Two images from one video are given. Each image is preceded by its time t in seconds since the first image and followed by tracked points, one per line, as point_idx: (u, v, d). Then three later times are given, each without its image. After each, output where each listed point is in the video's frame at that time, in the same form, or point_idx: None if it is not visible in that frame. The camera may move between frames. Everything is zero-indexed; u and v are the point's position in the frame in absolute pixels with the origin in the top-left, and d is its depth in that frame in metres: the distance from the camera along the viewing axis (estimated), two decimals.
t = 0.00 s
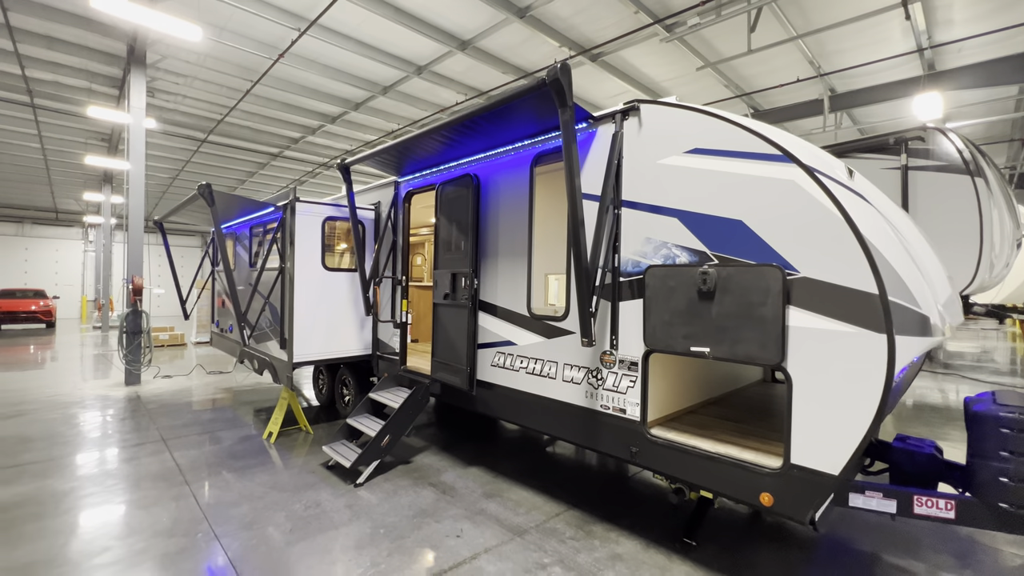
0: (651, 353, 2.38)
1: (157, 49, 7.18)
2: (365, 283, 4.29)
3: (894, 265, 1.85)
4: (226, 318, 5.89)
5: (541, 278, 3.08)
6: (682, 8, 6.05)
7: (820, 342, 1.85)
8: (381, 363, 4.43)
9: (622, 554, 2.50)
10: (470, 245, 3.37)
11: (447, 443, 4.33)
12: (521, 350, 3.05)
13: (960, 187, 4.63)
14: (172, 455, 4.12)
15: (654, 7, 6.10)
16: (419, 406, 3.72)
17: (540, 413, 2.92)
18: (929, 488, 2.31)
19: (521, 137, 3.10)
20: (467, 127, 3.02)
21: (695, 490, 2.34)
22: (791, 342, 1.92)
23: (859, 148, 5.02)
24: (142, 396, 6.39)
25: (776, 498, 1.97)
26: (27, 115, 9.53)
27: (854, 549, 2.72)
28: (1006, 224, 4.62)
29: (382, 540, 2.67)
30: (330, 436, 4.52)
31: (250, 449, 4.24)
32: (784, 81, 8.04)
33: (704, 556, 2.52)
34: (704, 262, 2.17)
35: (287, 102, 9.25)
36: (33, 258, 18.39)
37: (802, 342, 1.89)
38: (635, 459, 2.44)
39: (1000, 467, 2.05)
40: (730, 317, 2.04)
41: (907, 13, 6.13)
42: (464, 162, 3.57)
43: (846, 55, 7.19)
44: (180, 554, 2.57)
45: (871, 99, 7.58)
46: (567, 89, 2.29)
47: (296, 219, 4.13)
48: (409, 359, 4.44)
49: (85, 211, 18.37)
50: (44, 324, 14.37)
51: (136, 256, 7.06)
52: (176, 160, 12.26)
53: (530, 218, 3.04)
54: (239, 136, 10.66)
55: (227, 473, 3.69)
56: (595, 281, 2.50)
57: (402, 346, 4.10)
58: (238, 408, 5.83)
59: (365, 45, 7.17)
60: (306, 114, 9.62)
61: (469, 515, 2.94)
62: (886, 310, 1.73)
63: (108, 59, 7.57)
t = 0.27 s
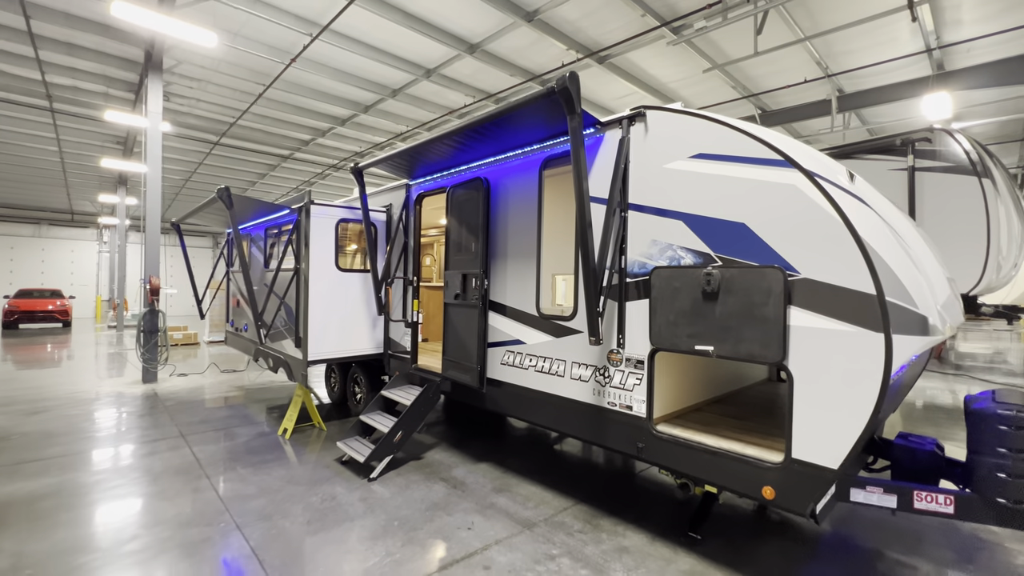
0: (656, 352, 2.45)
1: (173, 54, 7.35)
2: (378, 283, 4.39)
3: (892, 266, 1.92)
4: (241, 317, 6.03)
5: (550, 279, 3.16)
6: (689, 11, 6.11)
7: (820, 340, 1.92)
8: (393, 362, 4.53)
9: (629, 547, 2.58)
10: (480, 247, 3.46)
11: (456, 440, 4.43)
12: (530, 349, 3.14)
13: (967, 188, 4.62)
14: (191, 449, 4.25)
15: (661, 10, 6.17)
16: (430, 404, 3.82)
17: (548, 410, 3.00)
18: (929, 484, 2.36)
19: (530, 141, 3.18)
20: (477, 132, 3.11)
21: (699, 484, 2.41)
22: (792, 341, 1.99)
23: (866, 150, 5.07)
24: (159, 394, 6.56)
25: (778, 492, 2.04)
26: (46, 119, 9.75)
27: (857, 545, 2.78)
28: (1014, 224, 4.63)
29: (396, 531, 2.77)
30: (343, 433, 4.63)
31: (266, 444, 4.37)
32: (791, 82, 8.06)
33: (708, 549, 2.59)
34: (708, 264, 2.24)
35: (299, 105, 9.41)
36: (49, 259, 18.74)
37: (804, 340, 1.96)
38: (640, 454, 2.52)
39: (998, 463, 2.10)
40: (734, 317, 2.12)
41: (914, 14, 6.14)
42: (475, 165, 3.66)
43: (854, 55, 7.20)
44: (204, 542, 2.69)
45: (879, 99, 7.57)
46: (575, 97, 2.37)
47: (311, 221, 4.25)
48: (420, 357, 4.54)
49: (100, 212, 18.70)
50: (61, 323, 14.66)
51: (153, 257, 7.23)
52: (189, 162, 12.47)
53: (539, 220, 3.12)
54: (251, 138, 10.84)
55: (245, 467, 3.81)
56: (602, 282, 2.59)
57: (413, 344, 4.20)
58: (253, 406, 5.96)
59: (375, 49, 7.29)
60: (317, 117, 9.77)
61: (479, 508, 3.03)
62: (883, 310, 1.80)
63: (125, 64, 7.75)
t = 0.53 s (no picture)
0: (664, 349, 2.52)
1: (189, 59, 7.51)
2: (390, 283, 4.50)
3: (894, 266, 1.98)
4: (256, 315, 6.17)
5: (559, 278, 3.24)
6: (698, 12, 6.14)
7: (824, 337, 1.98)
8: (405, 359, 4.64)
9: (637, 539, 2.66)
10: (492, 247, 3.54)
11: (467, 436, 4.52)
12: (540, 346, 3.22)
13: (976, 187, 4.63)
14: (211, 443, 4.39)
15: (669, 11, 6.21)
16: (442, 400, 3.91)
17: (558, 405, 3.08)
18: (932, 479, 2.41)
19: (541, 144, 3.26)
20: (489, 135, 3.20)
21: (706, 478, 2.48)
22: (797, 339, 2.05)
23: (875, 149, 5.10)
24: (177, 391, 6.72)
25: (782, 484, 2.11)
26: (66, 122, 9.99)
27: (861, 539, 2.83)
28: None
29: (412, 522, 2.87)
30: (357, 428, 4.75)
31: (282, 439, 4.49)
32: (801, 81, 8.05)
33: (714, 542, 2.66)
34: (714, 263, 2.31)
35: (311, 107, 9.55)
36: (67, 258, 19.13)
37: (807, 337, 2.02)
38: (648, 448, 2.59)
39: (999, 457, 2.15)
40: (739, 315, 2.18)
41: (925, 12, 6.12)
42: (486, 167, 3.74)
43: (864, 54, 7.18)
44: (228, 530, 2.81)
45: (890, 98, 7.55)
46: (586, 102, 2.44)
47: (326, 222, 4.37)
48: (432, 355, 4.64)
49: (116, 212, 19.05)
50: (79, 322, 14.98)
51: (171, 257, 7.41)
52: (203, 163, 12.70)
53: (549, 221, 3.20)
54: (264, 139, 11.02)
55: (263, 460, 3.93)
56: (611, 281, 2.66)
57: (425, 342, 4.31)
58: (268, 402, 6.11)
59: (386, 52, 7.40)
60: (328, 119, 9.91)
61: (491, 501, 3.12)
62: (885, 308, 1.86)
63: (143, 68, 7.93)
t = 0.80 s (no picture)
0: (669, 346, 2.58)
1: (203, 62, 7.66)
2: (401, 282, 4.58)
3: (895, 265, 2.02)
4: (269, 314, 6.29)
5: (567, 277, 3.29)
6: (705, 12, 6.15)
7: (825, 335, 2.03)
8: (415, 357, 4.72)
9: (642, 532, 2.72)
10: (500, 247, 3.61)
11: (476, 433, 4.59)
12: (548, 344, 3.28)
13: (986, 186, 4.61)
14: (227, 438, 4.51)
15: (676, 11, 6.24)
16: (452, 396, 3.99)
17: (565, 402, 3.15)
18: (935, 475, 2.44)
19: (548, 146, 3.32)
20: (498, 137, 3.27)
21: (710, 473, 2.54)
22: (798, 336, 2.10)
23: (883, 148, 5.10)
24: (192, 387, 6.87)
25: (784, 478, 2.16)
26: (83, 125, 10.21)
27: (865, 534, 2.86)
28: None
29: (423, 514, 2.95)
30: (368, 424, 4.85)
31: (295, 434, 4.60)
32: (810, 79, 8.02)
33: (719, 536, 2.71)
34: (718, 263, 2.36)
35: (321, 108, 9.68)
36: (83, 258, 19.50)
37: (809, 335, 2.07)
38: (654, 444, 2.65)
39: (1000, 454, 2.18)
40: (742, 313, 2.23)
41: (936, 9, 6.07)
42: (494, 169, 3.81)
43: (874, 52, 7.14)
44: (246, 520, 2.92)
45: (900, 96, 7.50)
46: (592, 105, 2.51)
47: (339, 222, 4.46)
48: (441, 353, 4.72)
49: (130, 213, 19.38)
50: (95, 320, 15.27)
51: (186, 257, 7.57)
52: (215, 164, 12.90)
53: (556, 221, 3.26)
54: (276, 141, 11.18)
55: (278, 455, 4.04)
56: (617, 280, 2.72)
57: (435, 340, 4.39)
58: (281, 399, 6.23)
59: (396, 54, 7.49)
60: (338, 120, 10.04)
61: (500, 495, 3.19)
62: (885, 307, 1.90)
63: (158, 72, 8.09)
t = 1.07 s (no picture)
0: (672, 345, 2.60)
1: (212, 64, 7.74)
2: (407, 281, 4.63)
3: (896, 264, 2.03)
4: (277, 312, 6.37)
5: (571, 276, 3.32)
6: (711, 10, 6.14)
7: (825, 334, 2.05)
8: (421, 355, 4.77)
9: (645, 528, 2.74)
10: (505, 246, 3.64)
11: (481, 430, 4.63)
12: (552, 342, 3.31)
13: (995, 184, 4.59)
14: (236, 435, 4.58)
15: (682, 10, 6.23)
16: (457, 394, 4.03)
17: (569, 400, 3.18)
18: (938, 474, 2.45)
19: (553, 146, 3.35)
20: (502, 138, 3.30)
21: (713, 470, 2.56)
22: (800, 334, 2.11)
23: (891, 146, 5.05)
24: (202, 385, 6.97)
25: (786, 475, 2.18)
26: (95, 126, 10.35)
27: (868, 532, 2.87)
28: None
29: (429, 509, 2.99)
30: (375, 422, 4.90)
31: (304, 431, 4.66)
32: (817, 77, 7.97)
33: (722, 533, 2.73)
34: (720, 262, 2.38)
35: (328, 109, 9.75)
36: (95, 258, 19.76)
37: (810, 333, 2.09)
38: (657, 441, 2.67)
39: (1003, 452, 2.19)
40: (744, 312, 2.25)
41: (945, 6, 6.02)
42: (499, 169, 3.85)
43: (883, 49, 7.08)
44: (256, 514, 2.97)
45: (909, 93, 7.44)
46: (595, 106, 2.53)
47: (346, 221, 4.52)
48: (447, 351, 4.76)
49: (141, 213, 19.61)
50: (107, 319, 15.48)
51: (196, 256, 7.67)
52: (224, 164, 13.03)
53: (560, 220, 3.29)
54: (283, 141, 11.28)
55: (286, 451, 4.10)
56: (620, 279, 2.75)
57: (441, 338, 4.43)
58: (289, 396, 6.31)
59: (402, 54, 7.54)
60: (345, 120, 10.11)
61: (505, 491, 3.23)
62: (885, 306, 1.92)
63: (168, 74, 8.19)
